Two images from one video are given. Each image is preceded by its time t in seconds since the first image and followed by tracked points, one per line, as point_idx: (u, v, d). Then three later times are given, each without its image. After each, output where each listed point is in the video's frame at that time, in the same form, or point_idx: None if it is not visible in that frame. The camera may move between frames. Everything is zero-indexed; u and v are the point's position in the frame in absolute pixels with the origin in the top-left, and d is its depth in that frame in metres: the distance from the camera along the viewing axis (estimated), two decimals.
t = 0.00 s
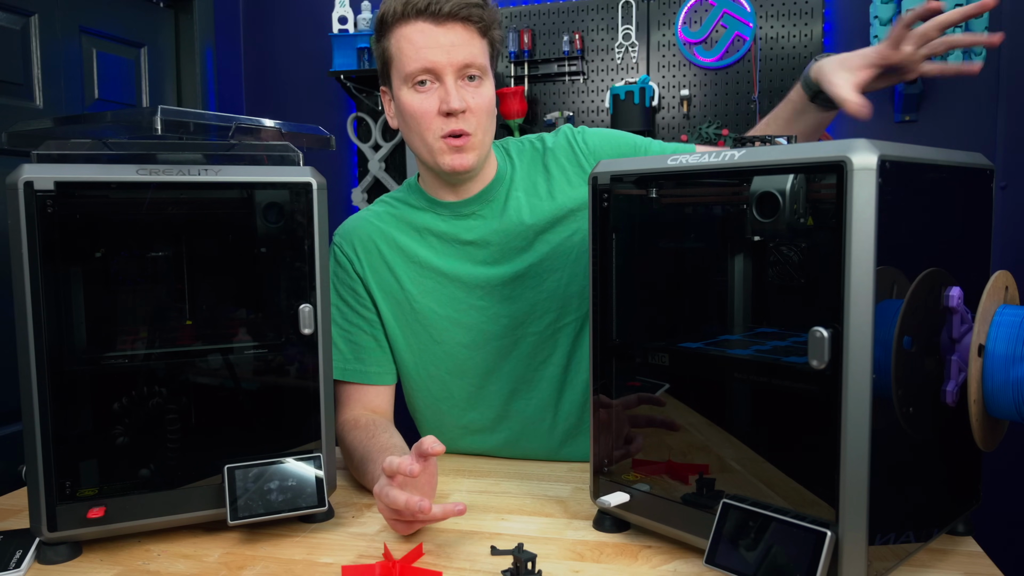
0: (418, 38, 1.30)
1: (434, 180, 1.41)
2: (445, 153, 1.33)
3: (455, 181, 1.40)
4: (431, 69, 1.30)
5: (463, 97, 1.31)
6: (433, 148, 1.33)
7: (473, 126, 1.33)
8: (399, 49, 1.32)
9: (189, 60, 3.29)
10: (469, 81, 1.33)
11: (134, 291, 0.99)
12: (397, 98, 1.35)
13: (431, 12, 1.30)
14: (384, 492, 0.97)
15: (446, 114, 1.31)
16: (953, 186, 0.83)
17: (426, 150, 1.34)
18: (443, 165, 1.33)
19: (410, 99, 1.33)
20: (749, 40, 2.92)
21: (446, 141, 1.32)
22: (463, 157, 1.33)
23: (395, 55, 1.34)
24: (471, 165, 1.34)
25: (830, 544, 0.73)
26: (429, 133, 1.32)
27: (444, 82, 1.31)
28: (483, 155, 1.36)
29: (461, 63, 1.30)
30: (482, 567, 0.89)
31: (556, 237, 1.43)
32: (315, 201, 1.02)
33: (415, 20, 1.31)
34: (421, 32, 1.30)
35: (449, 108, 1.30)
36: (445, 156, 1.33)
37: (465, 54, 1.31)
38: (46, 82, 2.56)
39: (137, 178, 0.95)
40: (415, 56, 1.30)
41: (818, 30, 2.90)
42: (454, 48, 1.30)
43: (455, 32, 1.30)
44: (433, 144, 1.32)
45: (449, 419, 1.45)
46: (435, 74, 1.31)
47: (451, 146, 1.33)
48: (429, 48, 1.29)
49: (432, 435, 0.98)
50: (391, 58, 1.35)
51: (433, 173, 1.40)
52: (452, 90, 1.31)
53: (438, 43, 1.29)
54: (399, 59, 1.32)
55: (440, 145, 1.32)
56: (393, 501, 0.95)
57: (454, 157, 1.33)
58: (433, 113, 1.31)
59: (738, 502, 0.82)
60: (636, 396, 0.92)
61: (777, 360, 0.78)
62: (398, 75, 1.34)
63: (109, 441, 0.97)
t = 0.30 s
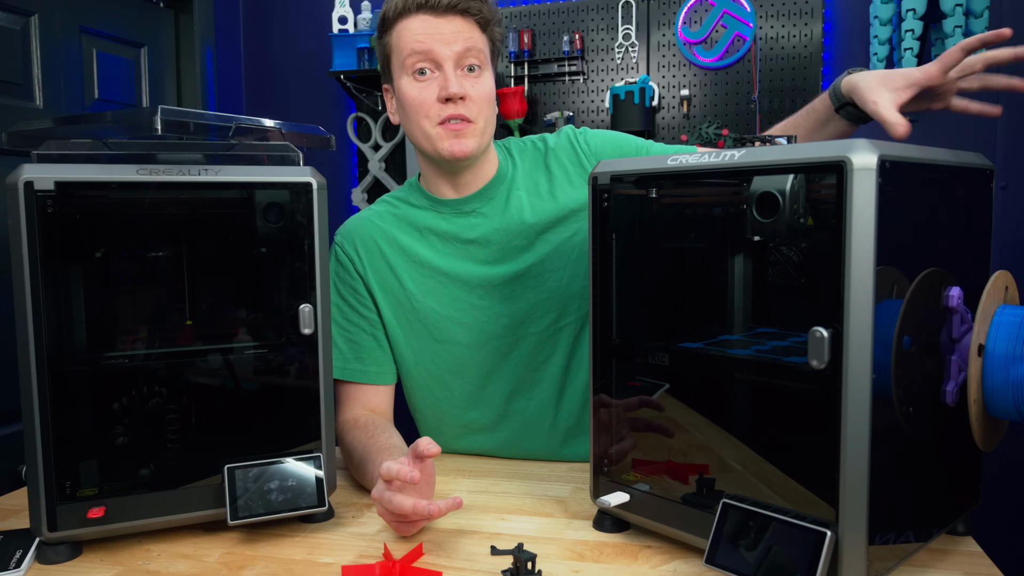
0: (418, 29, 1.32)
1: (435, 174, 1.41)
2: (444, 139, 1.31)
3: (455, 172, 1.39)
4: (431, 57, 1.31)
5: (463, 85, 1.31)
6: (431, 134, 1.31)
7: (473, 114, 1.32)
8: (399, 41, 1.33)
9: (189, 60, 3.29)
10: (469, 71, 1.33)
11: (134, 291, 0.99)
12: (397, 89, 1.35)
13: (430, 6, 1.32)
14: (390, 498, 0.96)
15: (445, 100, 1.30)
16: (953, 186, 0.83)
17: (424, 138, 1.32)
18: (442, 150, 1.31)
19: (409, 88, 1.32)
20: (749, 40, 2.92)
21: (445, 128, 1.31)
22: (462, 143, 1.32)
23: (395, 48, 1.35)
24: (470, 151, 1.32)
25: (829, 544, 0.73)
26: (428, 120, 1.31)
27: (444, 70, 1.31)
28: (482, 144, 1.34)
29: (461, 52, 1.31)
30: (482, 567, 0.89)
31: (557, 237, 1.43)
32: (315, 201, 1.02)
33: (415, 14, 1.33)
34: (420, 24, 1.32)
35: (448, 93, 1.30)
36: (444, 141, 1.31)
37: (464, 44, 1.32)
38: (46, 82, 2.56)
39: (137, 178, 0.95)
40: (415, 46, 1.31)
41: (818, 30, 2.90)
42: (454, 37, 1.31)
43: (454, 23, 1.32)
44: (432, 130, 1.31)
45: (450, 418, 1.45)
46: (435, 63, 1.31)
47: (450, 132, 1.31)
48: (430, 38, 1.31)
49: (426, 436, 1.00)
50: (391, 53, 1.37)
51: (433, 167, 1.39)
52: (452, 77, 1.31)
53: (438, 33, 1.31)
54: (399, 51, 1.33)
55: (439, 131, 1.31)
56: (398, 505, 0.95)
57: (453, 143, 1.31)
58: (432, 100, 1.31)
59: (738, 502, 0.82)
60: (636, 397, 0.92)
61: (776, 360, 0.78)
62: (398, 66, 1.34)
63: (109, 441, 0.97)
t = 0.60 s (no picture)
0: (433, 35, 1.31)
1: (440, 174, 1.42)
2: (456, 148, 1.34)
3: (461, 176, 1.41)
4: (446, 64, 1.31)
5: (477, 93, 1.33)
6: (444, 142, 1.34)
7: (486, 121, 1.34)
8: (412, 44, 1.33)
9: (189, 60, 3.29)
10: (482, 77, 1.34)
11: (134, 291, 0.99)
12: (409, 92, 1.36)
13: (445, 10, 1.31)
14: (395, 498, 0.95)
15: (460, 109, 1.32)
16: (953, 187, 0.83)
17: (436, 144, 1.35)
18: (453, 159, 1.34)
19: (423, 94, 1.34)
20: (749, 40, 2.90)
21: (458, 136, 1.34)
22: (474, 152, 1.34)
23: (407, 50, 1.35)
24: (482, 161, 1.35)
25: (830, 544, 0.73)
26: (443, 128, 1.33)
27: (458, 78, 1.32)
28: (494, 150, 1.37)
29: (475, 59, 1.32)
30: (482, 567, 0.89)
31: (557, 237, 1.43)
32: (315, 201, 1.02)
33: (428, 16, 1.32)
34: (434, 28, 1.31)
35: (463, 103, 1.31)
36: (457, 149, 1.34)
37: (479, 51, 1.32)
38: (46, 82, 2.56)
39: (137, 178, 0.95)
40: (429, 51, 1.31)
41: (818, 30, 2.90)
42: (468, 43, 1.31)
43: (469, 29, 1.31)
44: (444, 138, 1.34)
45: (449, 419, 1.45)
46: (450, 70, 1.32)
47: (464, 141, 1.34)
48: (444, 45, 1.31)
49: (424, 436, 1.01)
50: (402, 53, 1.36)
51: (440, 168, 1.41)
52: (467, 85, 1.32)
53: (453, 40, 1.31)
54: (412, 55, 1.33)
55: (452, 140, 1.34)
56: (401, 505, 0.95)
57: (467, 152, 1.34)
58: (446, 107, 1.33)
59: (738, 502, 0.82)
60: (636, 397, 0.92)
61: (777, 360, 0.78)
62: (411, 70, 1.35)
63: (109, 441, 0.97)
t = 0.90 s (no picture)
0: (445, 35, 1.31)
1: (440, 173, 1.43)
2: (464, 149, 1.34)
3: (463, 177, 1.41)
4: (457, 65, 1.32)
5: (486, 95, 1.34)
6: (453, 143, 1.34)
7: (493, 123, 1.35)
8: (422, 45, 1.33)
9: (189, 60, 3.29)
10: (490, 80, 1.35)
11: (134, 291, 0.99)
12: (417, 92, 1.35)
13: (456, 11, 1.32)
14: (398, 500, 0.95)
15: (469, 110, 1.33)
16: (953, 186, 0.83)
17: (444, 145, 1.35)
18: (462, 159, 1.34)
19: (432, 95, 1.34)
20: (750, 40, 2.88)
21: (466, 137, 1.34)
22: (482, 153, 1.35)
23: (416, 50, 1.34)
24: (489, 161, 1.35)
25: (830, 544, 0.73)
26: (452, 129, 1.34)
27: (468, 80, 1.33)
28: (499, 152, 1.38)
29: (485, 61, 1.33)
30: (482, 567, 0.89)
31: (557, 237, 1.43)
32: (315, 201, 1.02)
33: (440, 17, 1.32)
34: (446, 29, 1.31)
35: (474, 104, 1.32)
36: (465, 150, 1.34)
37: (489, 53, 1.33)
38: (46, 82, 2.56)
39: (137, 178, 0.95)
40: (439, 52, 1.31)
41: (818, 30, 2.89)
42: (478, 45, 1.32)
43: (479, 31, 1.32)
44: (453, 138, 1.34)
45: (449, 419, 1.45)
46: (460, 72, 1.33)
47: (472, 141, 1.34)
48: (455, 46, 1.31)
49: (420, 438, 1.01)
50: (410, 53, 1.36)
51: (443, 168, 1.41)
52: (476, 87, 1.33)
53: (464, 40, 1.31)
54: (422, 55, 1.33)
55: (460, 141, 1.34)
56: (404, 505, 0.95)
57: (475, 153, 1.34)
58: (455, 109, 1.33)
59: (738, 502, 0.82)
60: (636, 397, 0.92)
61: (777, 360, 0.78)
62: (420, 71, 1.35)
63: (109, 441, 0.97)
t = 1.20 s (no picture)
0: (461, 43, 1.29)
1: (446, 177, 1.41)
2: (478, 156, 1.33)
3: (470, 181, 1.40)
4: (473, 74, 1.30)
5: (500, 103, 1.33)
6: (467, 151, 1.33)
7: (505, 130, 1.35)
8: (438, 51, 1.31)
9: (189, 60, 3.29)
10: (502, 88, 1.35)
11: (134, 291, 0.99)
12: (430, 99, 1.33)
13: (472, 19, 1.30)
14: (399, 501, 0.95)
15: (484, 119, 1.31)
16: (953, 186, 0.83)
17: (457, 152, 1.33)
18: (476, 167, 1.33)
19: (446, 103, 1.32)
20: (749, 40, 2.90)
21: (480, 144, 1.33)
22: (494, 160, 1.35)
23: (430, 56, 1.32)
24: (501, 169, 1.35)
25: (829, 544, 0.73)
26: (466, 136, 1.32)
27: (484, 88, 1.32)
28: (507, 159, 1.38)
29: (500, 69, 1.32)
30: (482, 567, 0.89)
31: (556, 235, 1.43)
32: (315, 201, 1.02)
33: (455, 24, 1.30)
34: (461, 37, 1.30)
35: (491, 112, 1.31)
36: (480, 158, 1.33)
37: (503, 62, 1.32)
38: (46, 82, 2.56)
39: (137, 178, 0.95)
40: (456, 61, 1.29)
41: (818, 30, 2.90)
42: (495, 53, 1.30)
43: (494, 40, 1.31)
44: (468, 146, 1.32)
45: (448, 419, 1.45)
46: (475, 80, 1.31)
47: (485, 149, 1.34)
48: (472, 54, 1.29)
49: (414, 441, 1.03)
50: (422, 59, 1.34)
51: (450, 172, 1.40)
52: (492, 95, 1.32)
53: (480, 49, 1.30)
54: (437, 62, 1.31)
55: (475, 148, 1.33)
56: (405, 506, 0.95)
57: (488, 161, 1.34)
58: (470, 117, 1.31)
59: (738, 502, 0.82)
60: (635, 396, 0.92)
61: (777, 360, 0.78)
62: (433, 77, 1.32)
63: (109, 441, 0.97)
